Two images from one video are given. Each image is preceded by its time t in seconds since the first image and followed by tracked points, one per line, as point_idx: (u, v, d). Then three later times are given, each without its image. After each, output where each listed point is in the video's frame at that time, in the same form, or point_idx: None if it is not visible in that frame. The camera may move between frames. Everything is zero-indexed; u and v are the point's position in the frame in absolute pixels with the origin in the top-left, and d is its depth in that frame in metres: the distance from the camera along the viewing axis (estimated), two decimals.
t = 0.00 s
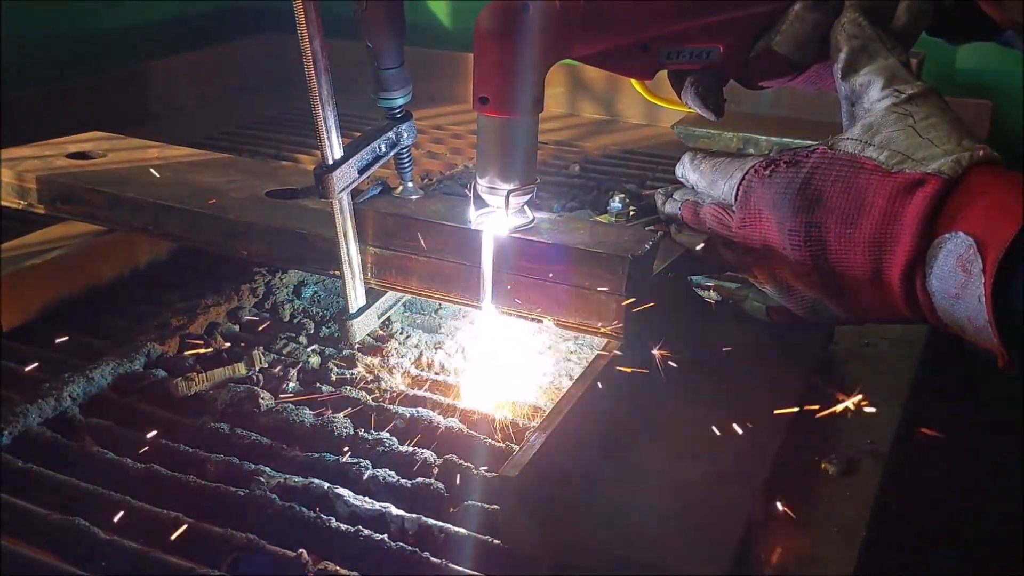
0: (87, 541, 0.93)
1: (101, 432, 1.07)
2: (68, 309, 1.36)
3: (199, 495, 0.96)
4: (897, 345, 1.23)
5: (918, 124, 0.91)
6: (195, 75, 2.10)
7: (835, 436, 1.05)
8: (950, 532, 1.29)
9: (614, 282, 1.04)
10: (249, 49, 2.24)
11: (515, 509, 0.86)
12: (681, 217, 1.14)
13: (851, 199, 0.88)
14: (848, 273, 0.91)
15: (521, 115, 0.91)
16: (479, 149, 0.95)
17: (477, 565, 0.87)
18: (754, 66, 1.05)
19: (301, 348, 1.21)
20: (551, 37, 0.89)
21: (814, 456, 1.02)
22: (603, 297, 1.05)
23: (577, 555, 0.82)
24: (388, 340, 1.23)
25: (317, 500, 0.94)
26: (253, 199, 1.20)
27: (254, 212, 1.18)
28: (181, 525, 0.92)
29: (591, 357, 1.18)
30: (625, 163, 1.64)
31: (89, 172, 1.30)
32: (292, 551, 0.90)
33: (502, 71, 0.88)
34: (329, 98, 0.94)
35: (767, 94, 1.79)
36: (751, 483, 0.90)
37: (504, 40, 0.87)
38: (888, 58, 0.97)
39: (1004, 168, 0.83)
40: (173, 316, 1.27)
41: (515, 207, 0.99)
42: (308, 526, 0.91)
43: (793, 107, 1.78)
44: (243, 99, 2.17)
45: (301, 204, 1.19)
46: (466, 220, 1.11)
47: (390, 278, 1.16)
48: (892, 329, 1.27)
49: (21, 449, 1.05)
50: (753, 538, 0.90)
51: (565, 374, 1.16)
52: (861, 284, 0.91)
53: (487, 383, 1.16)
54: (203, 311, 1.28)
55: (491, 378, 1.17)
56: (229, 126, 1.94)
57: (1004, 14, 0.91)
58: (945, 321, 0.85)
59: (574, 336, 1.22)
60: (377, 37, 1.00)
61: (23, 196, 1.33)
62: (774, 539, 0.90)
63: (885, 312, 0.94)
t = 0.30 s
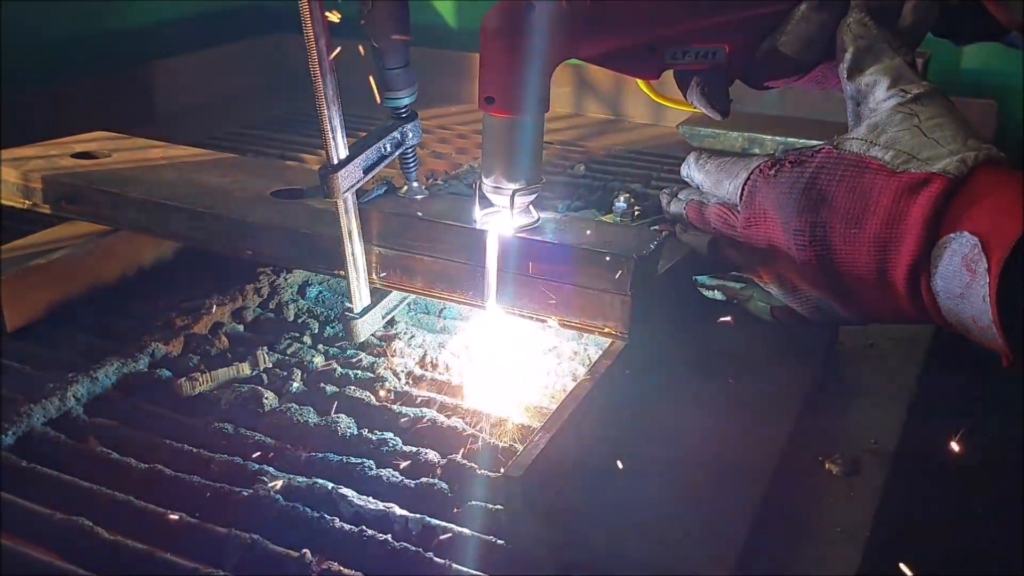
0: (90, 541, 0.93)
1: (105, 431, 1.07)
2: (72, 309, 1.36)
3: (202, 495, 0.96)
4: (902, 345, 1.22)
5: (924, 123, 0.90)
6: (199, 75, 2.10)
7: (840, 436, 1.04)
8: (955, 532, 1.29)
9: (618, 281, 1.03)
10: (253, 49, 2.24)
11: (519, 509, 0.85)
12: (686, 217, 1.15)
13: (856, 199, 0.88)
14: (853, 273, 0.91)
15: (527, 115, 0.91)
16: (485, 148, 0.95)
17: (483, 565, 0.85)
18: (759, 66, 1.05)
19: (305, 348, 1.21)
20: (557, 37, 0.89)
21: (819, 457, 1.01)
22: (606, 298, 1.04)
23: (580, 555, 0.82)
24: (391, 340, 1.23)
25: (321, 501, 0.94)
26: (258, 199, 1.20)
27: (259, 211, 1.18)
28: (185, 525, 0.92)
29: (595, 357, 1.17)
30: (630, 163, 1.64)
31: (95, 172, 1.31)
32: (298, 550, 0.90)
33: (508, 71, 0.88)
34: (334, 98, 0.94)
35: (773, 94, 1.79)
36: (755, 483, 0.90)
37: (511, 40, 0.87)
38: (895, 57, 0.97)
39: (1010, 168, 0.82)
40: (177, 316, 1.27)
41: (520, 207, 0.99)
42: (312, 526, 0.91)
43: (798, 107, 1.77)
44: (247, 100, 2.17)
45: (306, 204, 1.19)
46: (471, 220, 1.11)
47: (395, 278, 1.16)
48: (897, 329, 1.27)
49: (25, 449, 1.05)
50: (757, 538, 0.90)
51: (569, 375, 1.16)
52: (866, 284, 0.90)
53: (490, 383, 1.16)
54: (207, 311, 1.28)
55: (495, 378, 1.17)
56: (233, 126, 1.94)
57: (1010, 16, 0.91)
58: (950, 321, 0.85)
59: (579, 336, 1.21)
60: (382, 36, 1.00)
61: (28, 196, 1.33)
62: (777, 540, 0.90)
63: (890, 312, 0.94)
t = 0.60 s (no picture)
0: (89, 543, 0.92)
1: (102, 434, 1.06)
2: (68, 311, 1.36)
3: (201, 497, 0.96)
4: (899, 347, 1.23)
5: (921, 125, 0.90)
6: (195, 76, 2.10)
7: (837, 437, 1.05)
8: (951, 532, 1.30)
9: (613, 283, 1.03)
10: (249, 51, 2.24)
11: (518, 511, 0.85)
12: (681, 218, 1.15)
13: (852, 200, 0.88)
14: (850, 275, 0.91)
15: (524, 117, 0.92)
16: (482, 150, 0.96)
17: (480, 566, 0.86)
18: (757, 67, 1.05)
19: (303, 350, 1.21)
20: (555, 41, 0.90)
21: (816, 457, 1.02)
22: (604, 300, 1.04)
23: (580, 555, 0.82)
24: (389, 341, 1.23)
25: (320, 502, 0.94)
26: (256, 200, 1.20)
27: (257, 213, 1.18)
28: (183, 526, 0.92)
29: (592, 359, 1.18)
30: (627, 164, 1.65)
31: (91, 174, 1.30)
32: (296, 552, 0.89)
33: (507, 73, 0.89)
34: (331, 99, 0.94)
35: (769, 96, 1.79)
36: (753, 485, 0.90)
37: (509, 42, 0.88)
38: (893, 59, 0.96)
39: (1006, 169, 0.82)
40: (174, 318, 1.27)
41: (517, 209, 1.00)
42: (312, 529, 0.91)
43: (795, 109, 1.78)
44: (243, 101, 2.17)
45: (303, 205, 1.19)
46: (468, 221, 1.12)
47: (391, 280, 1.15)
48: (893, 330, 1.27)
49: (22, 451, 1.05)
50: (755, 539, 0.90)
51: (566, 376, 1.16)
52: (863, 285, 0.91)
53: (488, 384, 1.16)
54: (204, 313, 1.28)
55: (492, 379, 1.17)
56: (229, 128, 1.94)
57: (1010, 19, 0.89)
58: (946, 322, 0.85)
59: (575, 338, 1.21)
60: (380, 37, 1.00)
61: (24, 198, 1.33)
62: (776, 541, 0.90)
63: (886, 314, 0.94)
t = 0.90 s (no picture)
0: (86, 544, 0.92)
1: (101, 434, 1.06)
2: (68, 312, 1.36)
3: (199, 497, 0.95)
4: (899, 348, 1.22)
5: (920, 125, 0.90)
6: (195, 77, 2.10)
7: (836, 438, 1.04)
8: (950, 533, 1.29)
9: (613, 283, 1.03)
10: (250, 52, 2.24)
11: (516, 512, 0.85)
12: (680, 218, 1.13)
13: (853, 200, 0.88)
14: (850, 275, 0.91)
15: (522, 117, 0.92)
16: (482, 150, 0.96)
17: (477, 566, 0.85)
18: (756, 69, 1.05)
19: (302, 350, 1.21)
20: (554, 41, 0.90)
21: (815, 458, 1.01)
22: (604, 300, 1.04)
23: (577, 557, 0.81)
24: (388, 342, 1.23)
25: (318, 503, 0.93)
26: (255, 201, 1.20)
27: (255, 214, 1.18)
28: (181, 526, 0.92)
29: (591, 360, 1.18)
30: (627, 165, 1.65)
31: (91, 174, 1.30)
32: (293, 553, 0.89)
33: (505, 72, 0.90)
34: (330, 100, 0.94)
35: (769, 97, 1.79)
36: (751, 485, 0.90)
37: (508, 42, 0.89)
38: (891, 60, 0.96)
39: (1006, 169, 0.82)
40: (174, 318, 1.27)
41: (517, 209, 1.01)
42: (309, 530, 0.90)
43: (795, 110, 1.78)
44: (243, 102, 2.17)
45: (302, 206, 1.19)
46: (467, 222, 1.12)
47: (391, 280, 1.17)
48: (893, 331, 1.27)
49: (21, 451, 1.04)
50: (753, 540, 0.90)
51: (566, 377, 1.16)
52: (863, 286, 0.90)
53: (487, 385, 1.15)
54: (204, 313, 1.28)
55: (492, 380, 1.17)
56: (229, 129, 1.94)
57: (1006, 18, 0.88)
58: (947, 323, 0.85)
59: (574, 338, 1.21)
60: (378, 38, 1.00)
61: (24, 199, 1.33)
62: (775, 542, 0.90)
63: (886, 315, 0.94)
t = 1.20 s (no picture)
0: (88, 545, 0.92)
1: (102, 436, 1.06)
2: (68, 314, 1.36)
3: (201, 499, 0.95)
4: (898, 349, 1.23)
5: (920, 126, 0.90)
6: (194, 78, 2.10)
7: (837, 438, 1.05)
8: (950, 534, 1.30)
9: (615, 284, 1.04)
10: (249, 53, 2.24)
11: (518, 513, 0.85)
12: (680, 220, 1.13)
13: (853, 201, 0.88)
14: (850, 276, 0.91)
15: (522, 118, 0.93)
16: (481, 152, 0.97)
17: (479, 568, 0.85)
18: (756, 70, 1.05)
19: (303, 351, 1.21)
20: (553, 43, 0.90)
21: (817, 459, 1.02)
22: (605, 301, 1.05)
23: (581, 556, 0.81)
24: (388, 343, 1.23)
25: (320, 504, 0.94)
26: (255, 203, 1.20)
27: (256, 215, 1.18)
28: (183, 528, 0.92)
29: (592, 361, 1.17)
30: (626, 166, 1.65)
31: (91, 176, 1.30)
32: (296, 554, 0.89)
33: (505, 74, 0.91)
34: (329, 101, 0.94)
35: (768, 98, 1.80)
36: (753, 487, 0.91)
37: (508, 44, 0.89)
38: (891, 61, 0.95)
39: (1005, 170, 0.83)
40: (174, 320, 1.27)
41: (517, 211, 1.02)
42: (312, 531, 0.90)
43: (794, 111, 1.78)
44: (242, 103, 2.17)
45: (303, 208, 1.19)
46: (467, 223, 1.11)
47: (391, 281, 1.17)
48: (893, 332, 1.27)
49: (22, 453, 1.05)
50: (755, 541, 0.90)
51: (566, 378, 1.16)
52: (863, 287, 0.91)
53: (489, 386, 1.16)
54: (204, 315, 1.28)
55: (493, 382, 1.17)
56: (228, 130, 1.94)
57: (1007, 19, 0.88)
58: (947, 323, 0.85)
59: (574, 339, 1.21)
60: (379, 40, 1.00)
61: (24, 201, 1.33)
62: (776, 542, 0.90)
63: (886, 315, 0.94)
